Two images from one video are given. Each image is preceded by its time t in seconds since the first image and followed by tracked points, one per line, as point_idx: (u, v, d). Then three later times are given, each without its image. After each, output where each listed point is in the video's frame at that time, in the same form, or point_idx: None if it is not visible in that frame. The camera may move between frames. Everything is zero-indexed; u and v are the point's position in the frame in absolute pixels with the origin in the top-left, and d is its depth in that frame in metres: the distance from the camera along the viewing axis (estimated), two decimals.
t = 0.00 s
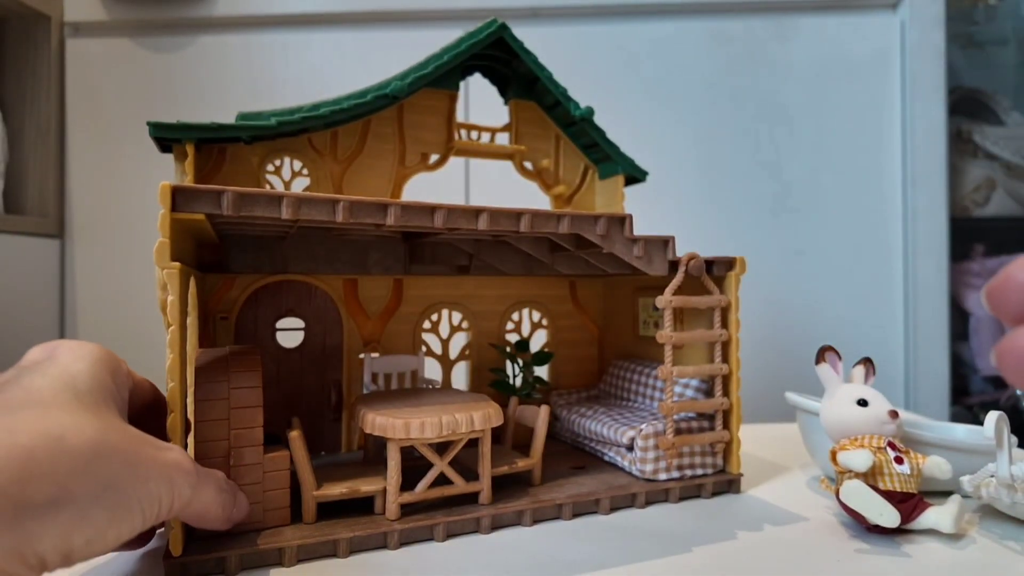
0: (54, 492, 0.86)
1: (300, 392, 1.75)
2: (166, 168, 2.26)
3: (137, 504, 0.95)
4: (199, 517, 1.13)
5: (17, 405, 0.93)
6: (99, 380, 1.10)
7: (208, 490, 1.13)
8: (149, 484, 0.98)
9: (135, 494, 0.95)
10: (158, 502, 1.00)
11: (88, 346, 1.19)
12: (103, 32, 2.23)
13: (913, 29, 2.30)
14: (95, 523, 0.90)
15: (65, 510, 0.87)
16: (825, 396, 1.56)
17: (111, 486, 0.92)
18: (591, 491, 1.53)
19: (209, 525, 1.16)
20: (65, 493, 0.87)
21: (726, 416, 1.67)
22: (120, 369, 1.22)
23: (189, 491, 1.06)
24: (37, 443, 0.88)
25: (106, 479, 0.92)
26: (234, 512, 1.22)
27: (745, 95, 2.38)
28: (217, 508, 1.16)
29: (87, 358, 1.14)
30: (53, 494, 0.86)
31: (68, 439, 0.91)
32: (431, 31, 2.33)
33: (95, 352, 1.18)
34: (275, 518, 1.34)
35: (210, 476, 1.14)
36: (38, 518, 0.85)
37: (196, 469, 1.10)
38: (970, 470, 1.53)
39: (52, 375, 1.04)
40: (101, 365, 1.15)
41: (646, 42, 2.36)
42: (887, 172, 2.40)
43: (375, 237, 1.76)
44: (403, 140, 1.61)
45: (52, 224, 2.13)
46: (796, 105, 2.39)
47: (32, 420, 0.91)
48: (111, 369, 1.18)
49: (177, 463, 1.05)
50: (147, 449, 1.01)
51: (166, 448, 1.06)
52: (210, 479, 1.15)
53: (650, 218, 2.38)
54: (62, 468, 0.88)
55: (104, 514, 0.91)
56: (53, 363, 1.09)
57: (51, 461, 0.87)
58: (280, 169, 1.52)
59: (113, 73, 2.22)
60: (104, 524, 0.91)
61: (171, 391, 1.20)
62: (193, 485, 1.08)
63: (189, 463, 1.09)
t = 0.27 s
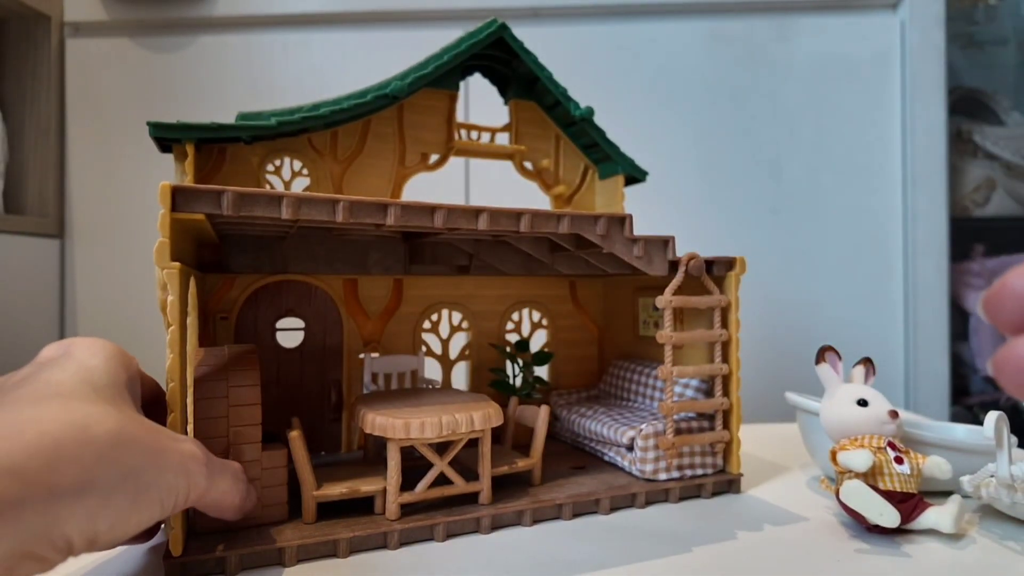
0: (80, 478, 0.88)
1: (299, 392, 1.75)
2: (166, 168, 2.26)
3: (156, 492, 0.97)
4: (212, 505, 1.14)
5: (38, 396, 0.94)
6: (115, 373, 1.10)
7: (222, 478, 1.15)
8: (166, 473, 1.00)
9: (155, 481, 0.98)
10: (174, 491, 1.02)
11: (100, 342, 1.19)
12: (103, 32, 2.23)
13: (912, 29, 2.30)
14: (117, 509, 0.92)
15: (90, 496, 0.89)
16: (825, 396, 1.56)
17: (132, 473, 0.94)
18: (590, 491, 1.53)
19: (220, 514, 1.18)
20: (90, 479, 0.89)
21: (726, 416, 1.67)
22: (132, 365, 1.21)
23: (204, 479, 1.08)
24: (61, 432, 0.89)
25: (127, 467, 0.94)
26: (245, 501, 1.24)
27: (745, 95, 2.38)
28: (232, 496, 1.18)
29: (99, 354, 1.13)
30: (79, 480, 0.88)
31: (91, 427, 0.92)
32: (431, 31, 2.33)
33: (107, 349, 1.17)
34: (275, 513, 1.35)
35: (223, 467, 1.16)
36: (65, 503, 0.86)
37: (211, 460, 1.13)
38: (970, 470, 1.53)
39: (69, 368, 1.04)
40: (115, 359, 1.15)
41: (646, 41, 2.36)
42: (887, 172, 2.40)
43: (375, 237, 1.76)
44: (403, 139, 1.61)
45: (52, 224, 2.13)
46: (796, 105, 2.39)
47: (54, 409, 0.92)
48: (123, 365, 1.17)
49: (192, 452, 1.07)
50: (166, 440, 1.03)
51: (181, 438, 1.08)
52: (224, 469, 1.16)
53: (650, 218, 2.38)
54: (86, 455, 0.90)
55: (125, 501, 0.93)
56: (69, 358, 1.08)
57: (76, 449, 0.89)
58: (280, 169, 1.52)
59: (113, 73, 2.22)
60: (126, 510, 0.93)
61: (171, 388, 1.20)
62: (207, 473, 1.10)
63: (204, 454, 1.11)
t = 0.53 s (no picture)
0: (99, 468, 0.88)
1: (300, 392, 1.75)
2: (165, 168, 2.26)
3: (168, 488, 0.97)
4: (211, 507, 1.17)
5: (47, 393, 0.94)
6: (125, 373, 1.10)
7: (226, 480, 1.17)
8: (178, 468, 1.00)
9: (168, 476, 0.98)
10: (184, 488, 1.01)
11: (108, 341, 1.19)
12: (103, 32, 2.23)
13: (912, 29, 2.31)
14: (133, 503, 0.91)
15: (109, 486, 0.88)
16: (825, 396, 1.56)
17: (147, 467, 0.94)
18: (591, 491, 1.54)
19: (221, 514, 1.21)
20: (109, 470, 0.89)
21: (726, 416, 1.67)
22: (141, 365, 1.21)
23: (211, 478, 1.08)
24: (78, 424, 0.89)
25: (143, 461, 0.94)
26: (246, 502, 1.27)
27: (745, 95, 2.39)
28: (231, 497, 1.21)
29: (110, 353, 1.14)
30: (98, 470, 0.87)
31: (106, 421, 0.92)
32: (431, 31, 2.33)
33: (116, 347, 1.18)
34: (278, 509, 1.37)
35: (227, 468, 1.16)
36: (85, 493, 0.85)
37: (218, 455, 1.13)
38: (970, 470, 1.53)
39: (79, 368, 1.04)
40: (126, 360, 1.15)
41: (646, 41, 2.36)
42: (887, 172, 2.40)
43: (375, 237, 1.76)
44: (403, 139, 1.61)
45: (52, 224, 2.13)
46: (795, 104, 2.40)
47: (68, 405, 0.92)
48: (133, 363, 1.17)
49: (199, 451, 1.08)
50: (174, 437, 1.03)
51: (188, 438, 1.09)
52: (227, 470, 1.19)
53: (650, 218, 2.38)
54: (104, 447, 0.90)
55: (140, 494, 0.92)
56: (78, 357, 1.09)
57: (94, 440, 0.89)
58: (280, 169, 1.52)
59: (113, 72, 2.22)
60: (140, 505, 0.92)
61: (172, 387, 1.20)
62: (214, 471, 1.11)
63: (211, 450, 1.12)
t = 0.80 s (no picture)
0: (90, 470, 0.88)
1: (300, 392, 1.75)
2: (166, 168, 2.26)
3: (161, 489, 0.97)
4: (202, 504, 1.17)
5: (45, 395, 0.94)
6: (120, 375, 1.10)
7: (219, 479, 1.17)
8: (172, 471, 1.00)
9: (162, 477, 0.98)
10: (178, 490, 1.02)
11: (107, 344, 1.20)
12: (103, 32, 2.23)
13: (912, 29, 2.30)
14: (124, 505, 0.91)
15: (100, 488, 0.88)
16: (825, 396, 1.56)
17: (140, 468, 0.94)
18: (591, 491, 1.54)
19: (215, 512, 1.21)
20: (100, 472, 0.89)
21: (726, 416, 1.67)
22: (141, 366, 1.21)
23: (207, 477, 1.08)
24: (71, 425, 0.89)
25: (136, 461, 0.94)
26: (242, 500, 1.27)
27: (745, 95, 2.38)
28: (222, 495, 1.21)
29: (109, 354, 1.14)
30: (89, 472, 0.87)
31: (99, 422, 0.92)
32: (431, 30, 2.33)
33: (115, 350, 1.18)
34: (279, 509, 1.37)
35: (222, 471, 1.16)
36: (75, 495, 0.86)
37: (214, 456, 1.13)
38: (970, 470, 1.53)
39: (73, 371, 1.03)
40: (125, 362, 1.14)
41: (646, 41, 2.36)
42: (887, 172, 2.40)
43: (374, 237, 1.76)
44: (403, 139, 1.61)
45: (52, 224, 2.13)
46: (795, 104, 2.39)
47: (61, 405, 0.92)
48: (130, 365, 1.17)
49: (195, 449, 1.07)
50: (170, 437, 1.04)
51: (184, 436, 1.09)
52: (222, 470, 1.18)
53: (650, 218, 2.38)
54: (95, 448, 0.89)
55: (132, 497, 0.93)
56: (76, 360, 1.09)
57: (86, 442, 0.89)
58: (280, 169, 1.52)
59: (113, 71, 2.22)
60: (132, 506, 0.93)
61: (172, 388, 1.20)
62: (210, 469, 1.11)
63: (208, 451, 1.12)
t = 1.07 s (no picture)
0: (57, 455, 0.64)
1: (300, 393, 1.75)
2: (166, 168, 2.26)
3: (208, 416, 0.79)
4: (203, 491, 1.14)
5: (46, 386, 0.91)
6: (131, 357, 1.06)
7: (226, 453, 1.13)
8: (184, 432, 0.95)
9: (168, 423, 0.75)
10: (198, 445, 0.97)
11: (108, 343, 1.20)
12: (103, 32, 2.23)
13: (912, 29, 2.31)
14: (126, 472, 0.70)
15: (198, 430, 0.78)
16: (825, 396, 1.56)
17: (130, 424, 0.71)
18: (591, 491, 1.54)
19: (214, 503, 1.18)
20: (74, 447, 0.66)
21: (726, 416, 1.67)
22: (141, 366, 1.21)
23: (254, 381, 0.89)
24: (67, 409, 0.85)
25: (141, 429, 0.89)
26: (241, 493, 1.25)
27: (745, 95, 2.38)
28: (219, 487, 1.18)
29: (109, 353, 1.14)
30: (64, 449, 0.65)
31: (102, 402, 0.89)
32: (431, 30, 2.33)
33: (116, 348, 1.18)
34: (279, 509, 1.37)
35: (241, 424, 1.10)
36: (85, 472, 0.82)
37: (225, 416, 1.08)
38: (970, 470, 1.53)
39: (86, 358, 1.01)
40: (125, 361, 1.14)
41: (646, 41, 2.36)
42: (887, 172, 2.40)
43: (374, 237, 1.76)
44: (403, 139, 1.61)
45: (52, 225, 2.13)
46: (795, 104, 2.40)
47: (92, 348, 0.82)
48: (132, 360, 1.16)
49: (201, 376, 0.80)
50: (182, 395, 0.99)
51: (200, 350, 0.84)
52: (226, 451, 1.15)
53: (650, 218, 2.38)
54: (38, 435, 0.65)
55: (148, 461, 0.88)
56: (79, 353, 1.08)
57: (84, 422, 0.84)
58: (280, 169, 1.52)
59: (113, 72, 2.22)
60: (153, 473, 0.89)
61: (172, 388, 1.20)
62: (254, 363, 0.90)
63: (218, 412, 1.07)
